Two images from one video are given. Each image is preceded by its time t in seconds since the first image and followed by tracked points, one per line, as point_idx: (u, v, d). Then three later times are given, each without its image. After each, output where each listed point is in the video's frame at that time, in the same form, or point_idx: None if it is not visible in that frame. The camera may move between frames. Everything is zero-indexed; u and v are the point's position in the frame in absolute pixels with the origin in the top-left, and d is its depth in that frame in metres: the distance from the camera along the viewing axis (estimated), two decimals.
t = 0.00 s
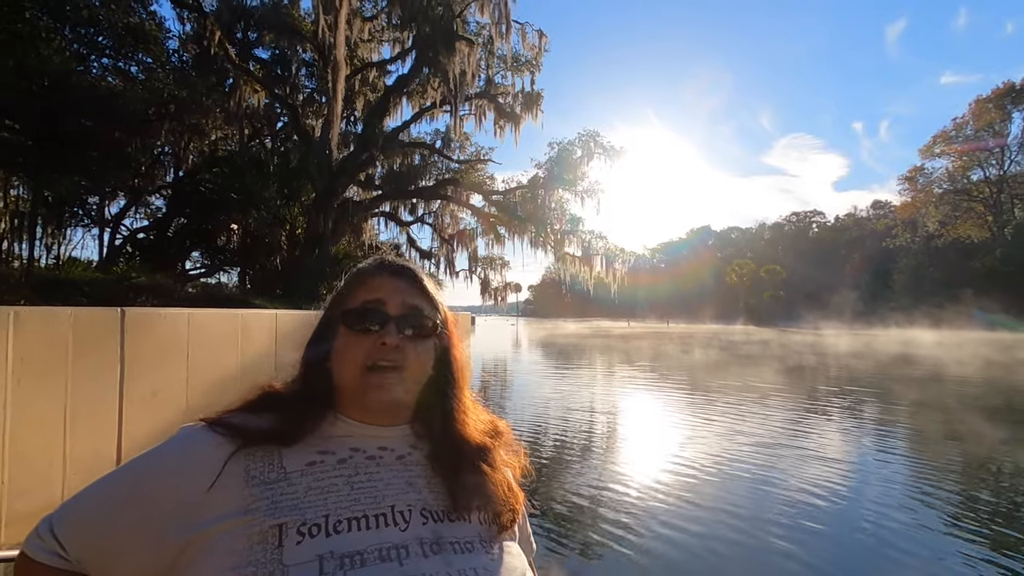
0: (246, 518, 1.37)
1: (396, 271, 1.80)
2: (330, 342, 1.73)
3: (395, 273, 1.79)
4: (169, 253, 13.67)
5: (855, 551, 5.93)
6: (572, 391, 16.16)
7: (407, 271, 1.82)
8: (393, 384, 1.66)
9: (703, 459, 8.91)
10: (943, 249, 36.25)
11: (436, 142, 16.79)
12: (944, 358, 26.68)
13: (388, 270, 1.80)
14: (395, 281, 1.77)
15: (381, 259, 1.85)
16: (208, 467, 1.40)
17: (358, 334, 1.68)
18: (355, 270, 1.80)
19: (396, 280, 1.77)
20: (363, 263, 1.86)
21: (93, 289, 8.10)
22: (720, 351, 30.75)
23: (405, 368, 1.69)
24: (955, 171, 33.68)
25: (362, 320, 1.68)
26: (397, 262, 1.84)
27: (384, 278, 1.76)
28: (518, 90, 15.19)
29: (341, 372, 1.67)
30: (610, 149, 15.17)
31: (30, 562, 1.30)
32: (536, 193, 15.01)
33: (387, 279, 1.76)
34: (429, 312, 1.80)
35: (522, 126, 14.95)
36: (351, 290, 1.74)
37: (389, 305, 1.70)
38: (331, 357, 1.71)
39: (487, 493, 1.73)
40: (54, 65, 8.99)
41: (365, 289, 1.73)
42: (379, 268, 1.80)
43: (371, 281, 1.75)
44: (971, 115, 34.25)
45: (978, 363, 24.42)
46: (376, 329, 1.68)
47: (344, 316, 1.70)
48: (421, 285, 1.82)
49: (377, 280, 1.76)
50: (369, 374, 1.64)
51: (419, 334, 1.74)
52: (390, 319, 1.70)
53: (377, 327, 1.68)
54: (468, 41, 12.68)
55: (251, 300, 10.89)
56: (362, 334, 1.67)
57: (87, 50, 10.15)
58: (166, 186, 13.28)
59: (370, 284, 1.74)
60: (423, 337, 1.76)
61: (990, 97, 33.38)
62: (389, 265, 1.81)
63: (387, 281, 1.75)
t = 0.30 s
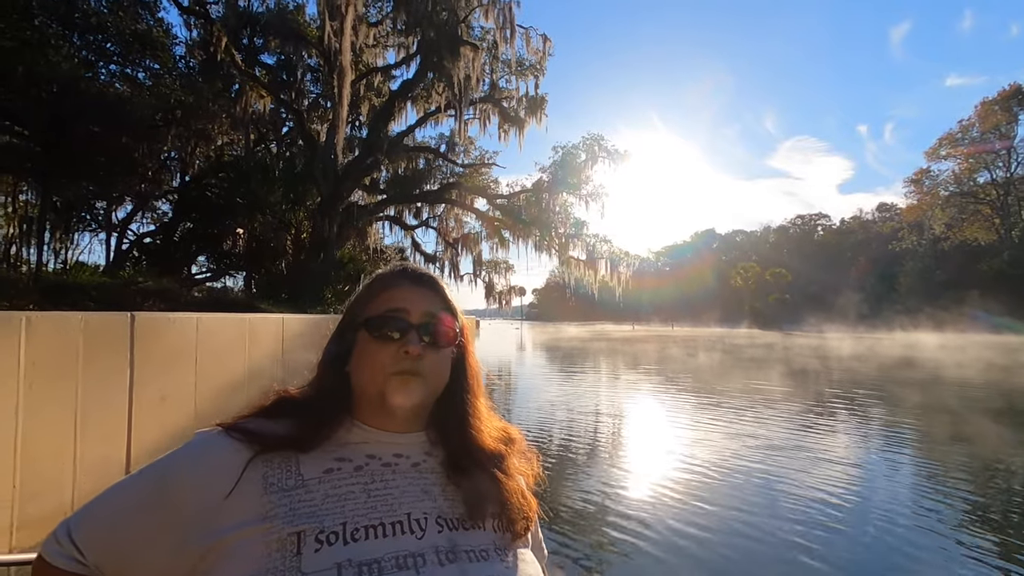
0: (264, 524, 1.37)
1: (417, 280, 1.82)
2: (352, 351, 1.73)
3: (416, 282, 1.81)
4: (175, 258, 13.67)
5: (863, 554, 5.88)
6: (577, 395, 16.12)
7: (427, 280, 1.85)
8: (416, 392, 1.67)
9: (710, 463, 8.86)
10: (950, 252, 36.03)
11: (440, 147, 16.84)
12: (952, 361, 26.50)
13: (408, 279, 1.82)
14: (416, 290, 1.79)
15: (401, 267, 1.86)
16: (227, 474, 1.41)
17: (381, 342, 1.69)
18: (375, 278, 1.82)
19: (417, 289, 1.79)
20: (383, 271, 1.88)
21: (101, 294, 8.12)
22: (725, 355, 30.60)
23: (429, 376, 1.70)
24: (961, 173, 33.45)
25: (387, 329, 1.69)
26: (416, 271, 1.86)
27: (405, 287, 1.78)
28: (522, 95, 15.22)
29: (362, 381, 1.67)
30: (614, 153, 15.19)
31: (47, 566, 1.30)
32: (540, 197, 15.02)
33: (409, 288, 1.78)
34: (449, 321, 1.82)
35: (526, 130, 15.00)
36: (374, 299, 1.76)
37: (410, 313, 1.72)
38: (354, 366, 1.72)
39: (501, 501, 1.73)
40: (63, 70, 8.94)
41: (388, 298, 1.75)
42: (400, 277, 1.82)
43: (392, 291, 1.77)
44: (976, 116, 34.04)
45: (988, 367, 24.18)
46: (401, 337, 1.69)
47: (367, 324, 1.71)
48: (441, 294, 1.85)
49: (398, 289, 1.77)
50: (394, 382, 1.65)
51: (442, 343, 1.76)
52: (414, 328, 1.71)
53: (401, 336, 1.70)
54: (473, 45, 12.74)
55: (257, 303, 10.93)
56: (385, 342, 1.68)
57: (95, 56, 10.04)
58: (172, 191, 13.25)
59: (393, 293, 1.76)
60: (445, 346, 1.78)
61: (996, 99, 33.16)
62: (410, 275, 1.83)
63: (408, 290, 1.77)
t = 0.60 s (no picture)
0: (277, 528, 1.39)
1: (427, 283, 1.84)
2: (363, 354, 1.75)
3: (426, 286, 1.83)
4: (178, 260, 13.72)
5: (865, 555, 5.88)
6: (579, 396, 16.13)
7: (436, 284, 1.86)
8: (427, 395, 1.68)
9: (713, 464, 8.85)
10: (953, 253, 35.87)
11: (443, 148, 16.86)
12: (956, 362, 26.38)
13: (418, 282, 1.83)
14: (425, 293, 1.80)
15: (410, 271, 1.88)
16: (240, 476, 1.43)
17: (392, 346, 1.70)
18: (386, 281, 1.83)
19: (427, 293, 1.81)
20: (392, 275, 1.89)
21: (105, 296, 8.16)
22: (728, 356, 30.53)
23: (440, 380, 1.71)
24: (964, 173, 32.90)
25: (400, 333, 1.70)
26: (426, 275, 1.87)
27: (414, 291, 1.79)
28: (524, 96, 15.22)
29: (373, 384, 1.69)
30: (616, 154, 15.18)
31: (64, 568, 1.32)
32: (542, 198, 15.03)
33: (419, 292, 1.80)
34: (458, 325, 1.83)
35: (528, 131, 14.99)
36: (385, 304, 1.77)
37: (421, 317, 1.73)
38: (365, 369, 1.73)
39: (510, 503, 1.75)
40: (68, 74, 9.02)
41: (399, 303, 1.76)
42: (410, 281, 1.83)
43: (402, 295, 1.78)
44: (980, 117, 33.84)
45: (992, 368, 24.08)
46: (412, 342, 1.71)
47: (378, 328, 1.72)
48: (450, 298, 1.86)
49: (408, 293, 1.79)
50: (406, 385, 1.66)
51: (452, 347, 1.77)
52: (426, 332, 1.72)
53: (412, 340, 1.71)
54: (475, 47, 12.74)
55: (260, 305, 10.96)
56: (396, 346, 1.70)
57: (99, 59, 10.01)
58: (175, 193, 13.24)
59: (404, 297, 1.77)
60: (455, 351, 1.79)
61: (1000, 99, 32.96)
62: (420, 279, 1.85)
63: (418, 294, 1.78)
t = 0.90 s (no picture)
0: (285, 527, 1.39)
1: (436, 283, 1.85)
2: (373, 354, 1.76)
3: (434, 286, 1.84)
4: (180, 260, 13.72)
5: (867, 555, 5.89)
6: (580, 396, 16.13)
7: (444, 284, 1.87)
8: (438, 395, 1.69)
9: (715, 464, 8.85)
10: (956, 253, 35.75)
11: (444, 149, 16.87)
12: (959, 362, 26.30)
13: (425, 282, 1.83)
14: (433, 293, 1.81)
15: (416, 270, 1.88)
16: (247, 475, 1.44)
17: (403, 346, 1.71)
18: (393, 281, 1.83)
19: (435, 292, 1.81)
20: (398, 274, 1.89)
21: (107, 296, 8.17)
22: (730, 356, 30.47)
23: (450, 379, 1.73)
24: (966, 172, 32.61)
25: (410, 333, 1.72)
26: (434, 275, 1.88)
27: (423, 290, 1.80)
28: (526, 96, 15.23)
29: (384, 384, 1.70)
30: (617, 154, 15.18)
31: (73, 566, 1.33)
32: (543, 198, 15.03)
33: (427, 291, 1.80)
34: (465, 324, 1.84)
35: (529, 131, 15.00)
36: (394, 303, 1.78)
37: (430, 317, 1.75)
38: (375, 370, 1.74)
39: (515, 500, 1.76)
40: (70, 74, 9.06)
41: (407, 303, 1.77)
42: (417, 280, 1.84)
43: (411, 294, 1.78)
44: (983, 116, 33.68)
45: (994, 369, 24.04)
46: (422, 341, 1.72)
47: (388, 329, 1.74)
48: (457, 298, 1.87)
49: (417, 292, 1.79)
50: (417, 385, 1.67)
51: (460, 346, 1.78)
52: (436, 332, 1.73)
53: (422, 340, 1.72)
54: (476, 48, 12.74)
55: (262, 306, 10.98)
56: (407, 346, 1.71)
57: (101, 60, 10.02)
58: (176, 194, 13.20)
59: (412, 297, 1.78)
60: (463, 350, 1.80)
61: (1002, 99, 32.80)
62: (428, 278, 1.85)
63: (425, 293, 1.79)
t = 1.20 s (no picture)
0: (293, 528, 1.39)
1: (441, 284, 1.85)
2: (379, 355, 1.76)
3: (440, 286, 1.84)
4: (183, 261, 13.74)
5: (867, 553, 5.90)
6: (583, 396, 16.12)
7: (449, 284, 1.87)
8: (446, 395, 1.70)
9: (718, 463, 8.85)
10: (959, 252, 35.60)
11: (446, 149, 16.87)
12: (963, 362, 26.19)
13: (431, 282, 1.83)
14: (439, 293, 1.81)
15: (421, 271, 1.88)
16: (255, 476, 1.44)
17: (410, 347, 1.71)
18: (399, 281, 1.83)
19: (440, 293, 1.82)
20: (403, 274, 1.89)
21: (111, 296, 8.20)
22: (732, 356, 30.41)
23: (458, 379, 1.73)
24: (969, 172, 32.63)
25: (417, 334, 1.72)
26: (439, 276, 1.87)
27: (429, 291, 1.80)
28: (528, 96, 15.23)
29: (391, 385, 1.70)
30: (620, 154, 15.17)
31: (82, 566, 1.33)
32: (545, 198, 15.02)
33: (432, 291, 1.80)
34: (471, 324, 1.84)
35: (531, 132, 14.99)
36: (399, 304, 1.77)
37: (437, 318, 1.75)
38: (381, 371, 1.73)
39: (521, 500, 1.76)
40: (73, 76, 9.11)
41: (412, 303, 1.76)
42: (422, 280, 1.83)
43: (417, 295, 1.78)
44: (986, 115, 33.54)
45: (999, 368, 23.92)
46: (429, 342, 1.72)
47: (396, 329, 1.73)
48: (463, 298, 1.87)
49: (423, 293, 1.79)
50: (425, 386, 1.68)
51: (467, 345, 1.78)
52: (443, 332, 1.73)
53: (429, 340, 1.72)
54: (478, 48, 12.77)
55: (265, 306, 11.01)
56: (415, 347, 1.71)
57: (105, 61, 10.02)
58: (179, 195, 13.22)
59: (417, 297, 1.78)
60: (470, 349, 1.80)
61: (1006, 98, 32.67)
62: (433, 278, 1.85)
63: (431, 294, 1.79)
